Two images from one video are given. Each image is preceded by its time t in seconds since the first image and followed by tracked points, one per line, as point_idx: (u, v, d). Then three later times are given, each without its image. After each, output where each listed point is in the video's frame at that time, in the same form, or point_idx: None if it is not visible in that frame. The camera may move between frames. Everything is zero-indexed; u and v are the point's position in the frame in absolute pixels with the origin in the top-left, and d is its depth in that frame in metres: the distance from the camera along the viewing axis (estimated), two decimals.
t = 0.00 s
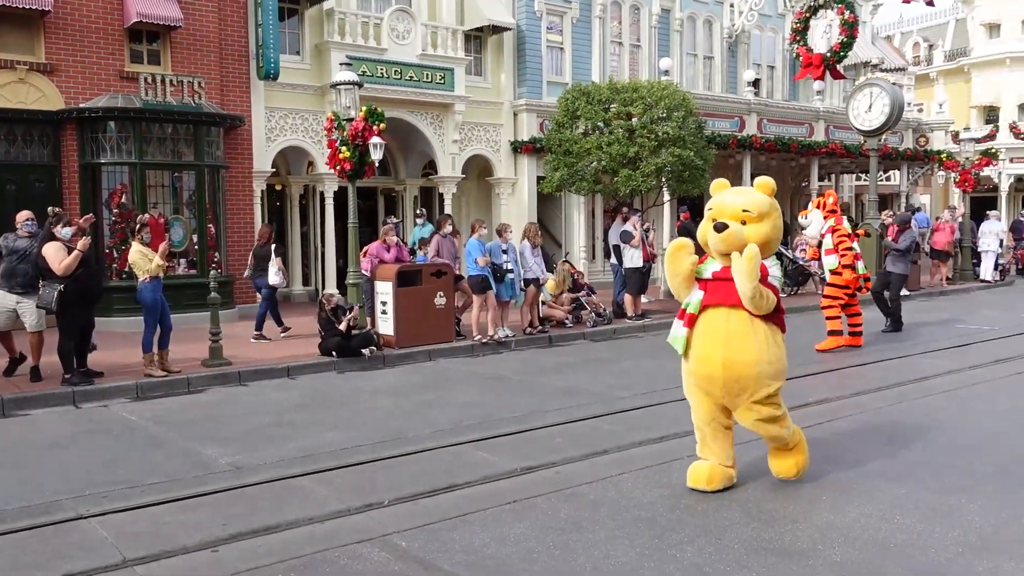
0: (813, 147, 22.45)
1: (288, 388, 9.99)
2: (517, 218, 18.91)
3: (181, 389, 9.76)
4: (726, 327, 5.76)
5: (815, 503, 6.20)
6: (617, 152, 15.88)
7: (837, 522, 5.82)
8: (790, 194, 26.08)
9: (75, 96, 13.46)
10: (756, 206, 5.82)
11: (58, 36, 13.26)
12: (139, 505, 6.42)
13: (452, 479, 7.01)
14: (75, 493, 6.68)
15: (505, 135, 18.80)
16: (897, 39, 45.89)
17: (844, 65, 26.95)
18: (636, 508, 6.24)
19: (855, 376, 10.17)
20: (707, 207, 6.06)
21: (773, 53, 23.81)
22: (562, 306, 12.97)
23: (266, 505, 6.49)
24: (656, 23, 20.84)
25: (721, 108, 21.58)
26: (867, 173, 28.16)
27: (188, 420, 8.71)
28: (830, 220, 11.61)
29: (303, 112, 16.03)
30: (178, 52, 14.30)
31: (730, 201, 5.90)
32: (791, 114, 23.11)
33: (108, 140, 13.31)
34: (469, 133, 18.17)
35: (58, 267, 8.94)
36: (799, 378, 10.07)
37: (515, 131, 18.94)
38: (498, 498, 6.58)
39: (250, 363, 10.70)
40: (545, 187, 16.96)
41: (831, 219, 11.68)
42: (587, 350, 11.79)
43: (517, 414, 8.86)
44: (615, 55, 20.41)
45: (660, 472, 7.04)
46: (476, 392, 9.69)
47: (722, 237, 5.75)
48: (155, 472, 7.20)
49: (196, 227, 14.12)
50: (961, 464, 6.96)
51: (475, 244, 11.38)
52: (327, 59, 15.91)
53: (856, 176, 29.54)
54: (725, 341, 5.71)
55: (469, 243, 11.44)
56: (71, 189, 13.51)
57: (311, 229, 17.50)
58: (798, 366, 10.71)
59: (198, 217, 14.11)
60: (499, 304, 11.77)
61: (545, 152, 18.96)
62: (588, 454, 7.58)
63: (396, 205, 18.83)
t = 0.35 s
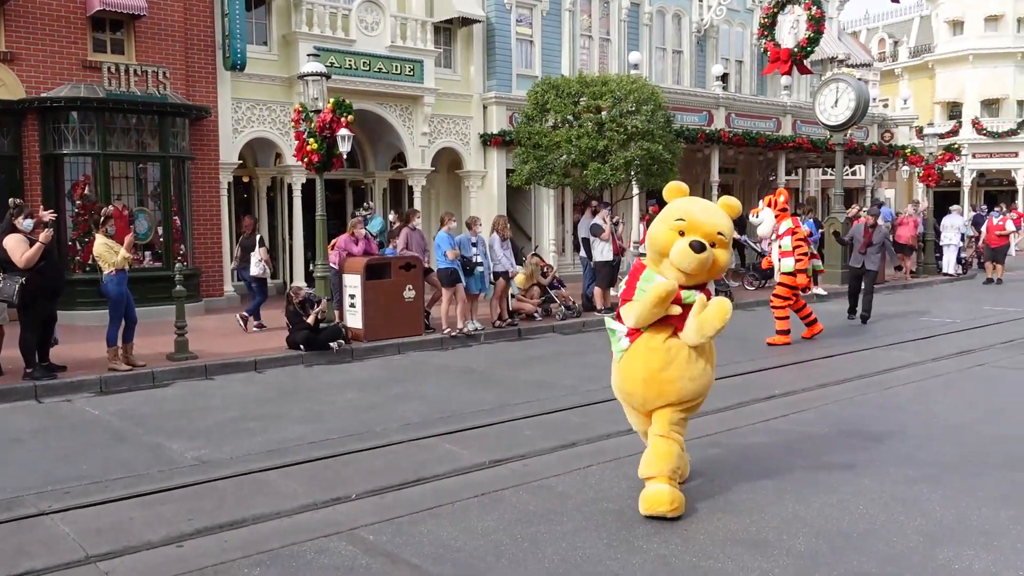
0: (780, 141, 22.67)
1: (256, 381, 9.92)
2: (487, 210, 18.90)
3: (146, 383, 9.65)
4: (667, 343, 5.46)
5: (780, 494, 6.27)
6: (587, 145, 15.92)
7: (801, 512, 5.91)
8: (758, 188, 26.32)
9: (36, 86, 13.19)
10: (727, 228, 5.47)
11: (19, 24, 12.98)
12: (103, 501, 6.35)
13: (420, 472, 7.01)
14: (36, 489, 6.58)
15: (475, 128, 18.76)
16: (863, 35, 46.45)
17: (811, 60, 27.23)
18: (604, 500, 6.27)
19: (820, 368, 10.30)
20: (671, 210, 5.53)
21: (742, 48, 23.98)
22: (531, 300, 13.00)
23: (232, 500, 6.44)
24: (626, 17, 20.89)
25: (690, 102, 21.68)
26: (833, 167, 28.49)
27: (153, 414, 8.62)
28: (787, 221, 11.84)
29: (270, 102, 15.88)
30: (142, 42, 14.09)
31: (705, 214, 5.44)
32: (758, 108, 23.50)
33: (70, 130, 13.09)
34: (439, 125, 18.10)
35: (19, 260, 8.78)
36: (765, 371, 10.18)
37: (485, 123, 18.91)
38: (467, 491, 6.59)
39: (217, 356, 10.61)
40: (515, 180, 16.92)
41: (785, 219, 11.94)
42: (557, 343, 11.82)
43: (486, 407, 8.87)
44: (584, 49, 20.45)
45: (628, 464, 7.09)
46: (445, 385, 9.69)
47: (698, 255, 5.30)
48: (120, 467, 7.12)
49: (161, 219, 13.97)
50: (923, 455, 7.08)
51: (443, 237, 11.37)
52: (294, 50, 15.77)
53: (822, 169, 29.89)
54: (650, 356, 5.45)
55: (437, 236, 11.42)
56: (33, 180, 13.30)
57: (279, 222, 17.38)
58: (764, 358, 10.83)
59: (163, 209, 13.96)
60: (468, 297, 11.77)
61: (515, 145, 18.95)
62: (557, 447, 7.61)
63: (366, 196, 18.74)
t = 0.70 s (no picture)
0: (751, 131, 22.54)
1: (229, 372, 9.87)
2: (463, 201, 18.91)
3: (117, 374, 9.58)
4: (618, 339, 4.87)
5: (751, 481, 6.34)
6: (562, 136, 15.96)
7: (772, 499, 5.98)
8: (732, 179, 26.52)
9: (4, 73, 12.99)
10: (649, 209, 4.90)
11: None
12: (72, 492, 6.30)
13: (394, 462, 7.02)
14: (5, 480, 6.52)
15: (450, 119, 18.72)
16: (836, 27, 46.84)
17: (784, 52, 27.44)
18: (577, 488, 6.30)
19: (792, 357, 10.41)
20: (588, 195, 5.02)
21: (716, 39, 24.11)
22: (507, 291, 13.02)
23: (205, 490, 6.42)
24: (600, 8, 20.94)
25: (664, 93, 21.74)
26: (806, 158, 28.74)
27: (125, 405, 8.55)
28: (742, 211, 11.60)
29: (242, 91, 15.75)
30: (113, 30, 13.93)
31: (621, 195, 4.90)
32: (730, 100, 23.42)
33: (39, 119, 12.93)
34: (413, 116, 18.05)
35: None
36: (738, 360, 10.28)
37: (460, 114, 18.87)
38: (441, 480, 6.60)
39: (190, 347, 10.55)
40: (490, 171, 16.87)
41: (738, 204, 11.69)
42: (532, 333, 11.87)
43: (461, 397, 8.89)
44: (559, 40, 20.49)
45: (601, 452, 7.12)
46: (420, 375, 9.69)
47: (610, 241, 4.76)
48: (90, 458, 7.07)
49: (133, 209, 13.86)
50: (891, 442, 7.18)
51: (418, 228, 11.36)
52: (267, 39, 15.67)
53: (795, 161, 30.15)
54: (603, 355, 4.82)
55: (412, 227, 11.41)
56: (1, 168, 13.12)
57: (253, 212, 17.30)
58: (737, 347, 10.93)
59: (134, 199, 13.85)
60: (443, 287, 11.78)
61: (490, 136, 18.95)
62: (531, 436, 7.64)
63: (340, 187, 18.68)
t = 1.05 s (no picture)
0: (740, 126, 22.89)
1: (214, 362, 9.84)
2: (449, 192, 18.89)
3: (101, 364, 9.54)
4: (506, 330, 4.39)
5: (735, 471, 6.39)
6: (548, 127, 15.95)
7: (754, 489, 6.03)
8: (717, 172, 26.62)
9: None
10: (521, 164, 4.54)
11: None
12: (55, 482, 6.28)
13: (379, 452, 7.03)
14: None
15: (436, 109, 18.67)
16: (821, 21, 46.98)
17: (770, 45, 27.52)
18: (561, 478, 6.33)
19: (776, 349, 10.48)
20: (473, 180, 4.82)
21: (702, 32, 24.15)
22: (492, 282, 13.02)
23: (188, 480, 6.41)
24: None
25: (650, 86, 21.76)
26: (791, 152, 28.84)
27: (108, 395, 8.52)
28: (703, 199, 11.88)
29: (227, 81, 15.65)
30: (96, 17, 13.81)
31: (492, 163, 4.64)
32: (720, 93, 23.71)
33: (21, 107, 12.81)
34: (399, 106, 17.99)
35: None
36: (721, 351, 10.34)
37: (446, 104, 18.83)
38: (425, 470, 6.62)
39: (174, 337, 10.51)
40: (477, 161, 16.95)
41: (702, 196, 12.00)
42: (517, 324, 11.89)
43: (446, 388, 8.90)
44: (546, 31, 20.47)
45: (585, 443, 7.15)
46: (406, 366, 9.68)
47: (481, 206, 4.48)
48: (73, 448, 7.04)
49: (116, 198, 13.78)
50: (873, 433, 7.25)
51: (403, 219, 11.35)
52: (252, 28, 15.57)
53: (780, 154, 30.25)
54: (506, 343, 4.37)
55: (397, 217, 11.40)
56: None
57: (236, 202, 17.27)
58: (722, 339, 10.99)
59: (118, 187, 13.76)
60: (428, 278, 11.79)
61: (476, 127, 18.93)
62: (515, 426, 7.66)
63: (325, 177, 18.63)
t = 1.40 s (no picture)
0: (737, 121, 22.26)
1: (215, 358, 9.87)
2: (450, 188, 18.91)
3: (103, 359, 9.57)
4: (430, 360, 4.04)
5: (735, 468, 6.41)
6: (548, 123, 15.96)
7: (754, 485, 6.06)
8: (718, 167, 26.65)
9: None
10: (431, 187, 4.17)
11: None
12: (58, 478, 6.31)
13: (381, 448, 7.06)
14: None
15: (437, 105, 18.68)
16: (823, 15, 46.90)
17: (771, 40, 27.51)
18: (562, 474, 6.36)
19: (776, 345, 10.51)
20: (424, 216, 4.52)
21: (703, 27, 24.14)
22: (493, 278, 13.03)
23: (191, 476, 6.45)
24: None
25: (651, 82, 21.74)
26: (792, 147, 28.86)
27: (110, 391, 8.55)
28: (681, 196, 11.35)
29: (229, 76, 15.65)
30: (98, 13, 13.81)
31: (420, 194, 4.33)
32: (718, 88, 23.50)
33: (23, 103, 12.82)
34: (400, 102, 18.00)
35: None
36: (722, 348, 10.37)
37: (447, 100, 18.84)
38: (426, 467, 6.65)
39: (175, 333, 10.54)
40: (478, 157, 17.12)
41: (678, 197, 11.52)
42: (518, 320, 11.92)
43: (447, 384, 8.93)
44: (547, 26, 20.46)
45: (586, 440, 7.17)
46: (407, 362, 9.71)
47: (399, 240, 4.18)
48: (76, 444, 7.07)
49: (118, 194, 13.82)
50: (872, 429, 7.27)
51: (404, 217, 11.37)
52: (254, 24, 15.57)
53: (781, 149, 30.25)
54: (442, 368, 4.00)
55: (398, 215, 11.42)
56: None
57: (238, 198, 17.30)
58: (722, 336, 11.02)
59: (120, 183, 13.81)
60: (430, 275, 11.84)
61: (477, 123, 18.95)
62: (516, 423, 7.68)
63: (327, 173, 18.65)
